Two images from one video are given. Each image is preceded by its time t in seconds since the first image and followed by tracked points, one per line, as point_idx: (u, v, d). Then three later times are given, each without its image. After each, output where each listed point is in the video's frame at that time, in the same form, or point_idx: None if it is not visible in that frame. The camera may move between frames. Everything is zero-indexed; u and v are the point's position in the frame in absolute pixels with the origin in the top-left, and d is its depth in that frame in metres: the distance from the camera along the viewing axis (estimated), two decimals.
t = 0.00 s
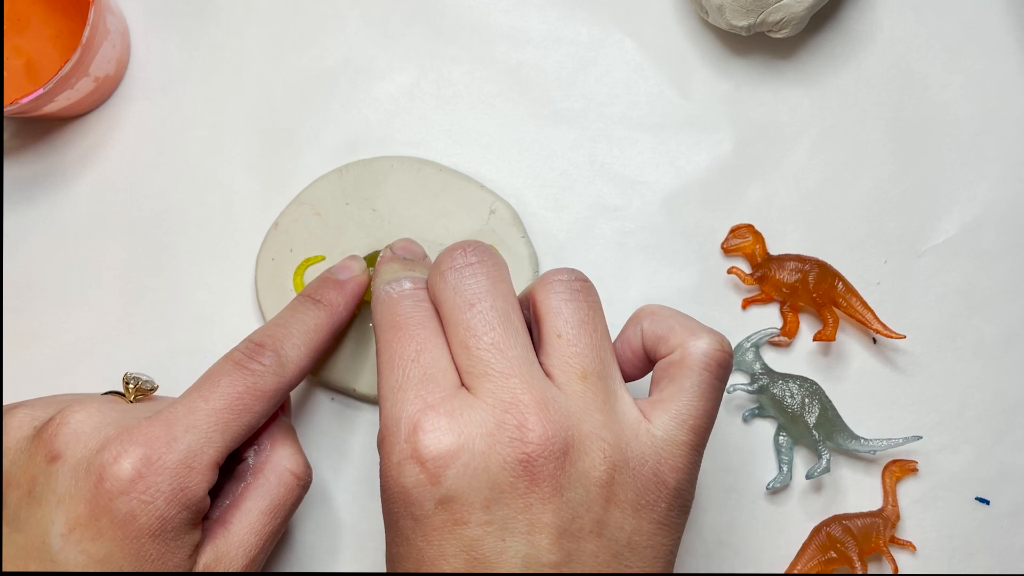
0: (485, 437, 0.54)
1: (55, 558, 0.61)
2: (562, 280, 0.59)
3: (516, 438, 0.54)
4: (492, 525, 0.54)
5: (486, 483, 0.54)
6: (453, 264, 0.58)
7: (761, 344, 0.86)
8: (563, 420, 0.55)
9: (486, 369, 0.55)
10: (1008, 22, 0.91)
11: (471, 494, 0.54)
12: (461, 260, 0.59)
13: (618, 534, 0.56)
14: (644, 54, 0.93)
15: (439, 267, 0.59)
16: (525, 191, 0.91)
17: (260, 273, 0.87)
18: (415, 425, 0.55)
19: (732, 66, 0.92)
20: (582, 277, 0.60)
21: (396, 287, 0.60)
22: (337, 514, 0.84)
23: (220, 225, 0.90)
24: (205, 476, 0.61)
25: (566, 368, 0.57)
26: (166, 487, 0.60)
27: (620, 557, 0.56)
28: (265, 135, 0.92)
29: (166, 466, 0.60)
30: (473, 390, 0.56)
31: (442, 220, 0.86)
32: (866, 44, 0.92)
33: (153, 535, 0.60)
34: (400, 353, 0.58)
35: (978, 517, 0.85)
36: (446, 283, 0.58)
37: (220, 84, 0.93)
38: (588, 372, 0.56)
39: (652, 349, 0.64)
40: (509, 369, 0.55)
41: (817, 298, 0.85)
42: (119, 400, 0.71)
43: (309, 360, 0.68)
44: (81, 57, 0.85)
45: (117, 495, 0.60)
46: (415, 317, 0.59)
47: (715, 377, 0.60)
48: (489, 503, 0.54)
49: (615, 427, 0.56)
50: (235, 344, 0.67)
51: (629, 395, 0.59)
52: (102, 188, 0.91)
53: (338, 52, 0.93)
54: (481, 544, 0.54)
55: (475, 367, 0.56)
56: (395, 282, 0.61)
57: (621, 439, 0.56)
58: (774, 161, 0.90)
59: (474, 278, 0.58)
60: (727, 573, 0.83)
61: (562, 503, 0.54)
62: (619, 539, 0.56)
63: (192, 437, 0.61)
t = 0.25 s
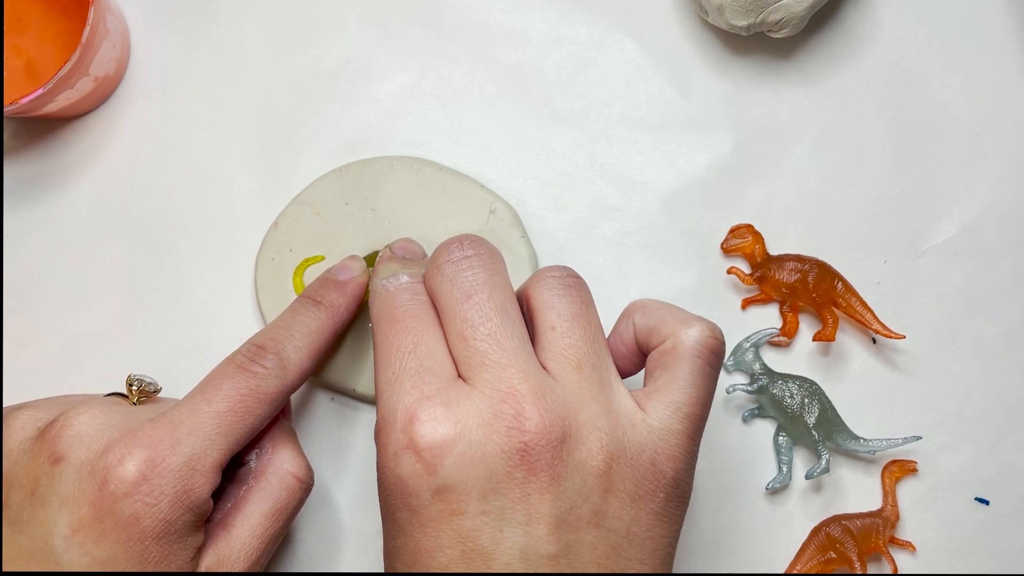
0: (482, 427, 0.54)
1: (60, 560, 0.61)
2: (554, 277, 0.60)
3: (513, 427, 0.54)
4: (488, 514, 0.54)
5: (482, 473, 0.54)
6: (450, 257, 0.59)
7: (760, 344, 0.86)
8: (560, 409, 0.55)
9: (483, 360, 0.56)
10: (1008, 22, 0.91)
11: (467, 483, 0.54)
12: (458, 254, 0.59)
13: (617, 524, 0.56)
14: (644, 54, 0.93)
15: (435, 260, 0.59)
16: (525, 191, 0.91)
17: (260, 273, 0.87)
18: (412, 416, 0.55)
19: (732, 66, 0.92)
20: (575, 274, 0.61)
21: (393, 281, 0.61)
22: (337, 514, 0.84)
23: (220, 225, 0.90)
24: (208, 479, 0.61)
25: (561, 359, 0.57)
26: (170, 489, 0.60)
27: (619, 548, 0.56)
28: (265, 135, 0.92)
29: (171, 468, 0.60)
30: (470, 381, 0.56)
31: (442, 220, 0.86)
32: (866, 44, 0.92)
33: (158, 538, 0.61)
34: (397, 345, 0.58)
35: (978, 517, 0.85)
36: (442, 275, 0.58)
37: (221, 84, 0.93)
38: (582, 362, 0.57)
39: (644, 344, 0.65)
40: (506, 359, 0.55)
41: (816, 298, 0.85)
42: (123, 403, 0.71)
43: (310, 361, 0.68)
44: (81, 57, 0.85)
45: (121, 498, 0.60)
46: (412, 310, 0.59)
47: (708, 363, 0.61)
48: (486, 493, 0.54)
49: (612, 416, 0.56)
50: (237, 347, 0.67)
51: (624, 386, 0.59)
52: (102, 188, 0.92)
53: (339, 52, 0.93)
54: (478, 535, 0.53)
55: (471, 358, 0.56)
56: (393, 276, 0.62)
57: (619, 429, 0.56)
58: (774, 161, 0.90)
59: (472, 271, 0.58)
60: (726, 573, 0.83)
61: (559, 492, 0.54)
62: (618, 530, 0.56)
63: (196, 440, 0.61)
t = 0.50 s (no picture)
0: (477, 418, 0.54)
1: (71, 564, 0.61)
2: (547, 272, 0.60)
3: (509, 418, 0.54)
4: (486, 505, 0.54)
5: (479, 464, 0.54)
6: (444, 251, 0.59)
7: (761, 344, 0.86)
8: (556, 399, 0.55)
9: (478, 351, 0.56)
10: (1007, 22, 0.91)
11: (464, 475, 0.54)
12: (452, 248, 0.59)
13: (618, 513, 0.56)
14: (644, 54, 0.93)
15: (430, 255, 0.60)
16: (525, 191, 0.91)
17: (260, 273, 0.87)
18: (407, 409, 0.55)
19: (732, 66, 0.92)
20: (565, 270, 0.61)
21: (389, 277, 0.61)
22: (338, 514, 0.84)
23: (220, 225, 0.90)
24: (219, 483, 0.61)
25: (555, 351, 0.57)
26: (181, 494, 0.60)
27: (620, 537, 0.55)
28: (265, 135, 0.92)
29: (181, 473, 0.60)
30: (465, 373, 0.56)
31: (442, 220, 0.86)
32: (866, 44, 0.92)
33: (168, 543, 0.60)
34: (392, 340, 0.58)
35: (978, 517, 0.85)
36: (437, 270, 0.59)
37: (221, 84, 0.93)
38: (576, 352, 0.57)
39: (634, 337, 0.65)
40: (501, 350, 0.55)
41: (817, 298, 0.85)
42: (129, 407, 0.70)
43: (315, 363, 0.68)
44: (81, 56, 0.85)
45: (132, 503, 0.60)
46: (407, 305, 0.59)
47: (697, 345, 0.61)
48: (483, 485, 0.54)
49: (609, 405, 0.56)
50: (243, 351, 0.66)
51: (618, 375, 0.59)
52: (102, 188, 0.91)
53: (339, 52, 0.93)
54: (476, 526, 0.53)
55: (467, 350, 0.56)
56: (389, 273, 0.62)
57: (615, 417, 0.56)
58: (774, 161, 0.90)
59: (467, 266, 0.58)
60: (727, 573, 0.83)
61: (557, 482, 0.54)
62: (619, 519, 0.56)
63: (206, 444, 0.61)
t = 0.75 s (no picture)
0: (474, 420, 0.54)
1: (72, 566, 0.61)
2: (544, 274, 0.60)
3: (505, 419, 0.54)
4: (483, 507, 0.54)
5: (475, 466, 0.54)
6: (441, 253, 0.59)
7: (760, 344, 0.86)
8: (552, 401, 0.55)
9: (474, 352, 0.56)
10: (1007, 22, 0.91)
11: (460, 477, 0.54)
12: (450, 249, 0.59)
13: (616, 514, 0.55)
14: (644, 54, 0.93)
15: (428, 257, 0.60)
16: (525, 191, 0.91)
17: (260, 273, 0.87)
18: (404, 411, 0.55)
19: (732, 66, 0.92)
20: (563, 271, 0.62)
21: (386, 278, 0.61)
22: (338, 515, 0.84)
23: (220, 225, 0.90)
24: (220, 484, 0.61)
25: (552, 352, 0.57)
26: (182, 495, 0.60)
27: (617, 538, 0.55)
28: (265, 135, 0.92)
29: (184, 475, 0.60)
30: (462, 374, 0.56)
31: (443, 220, 0.86)
32: (866, 44, 0.92)
33: (168, 544, 0.61)
34: (390, 341, 0.58)
35: (978, 517, 0.85)
36: (434, 272, 0.59)
37: (221, 84, 0.93)
38: (573, 353, 0.57)
39: (630, 339, 0.65)
40: (497, 352, 0.55)
41: (817, 298, 0.85)
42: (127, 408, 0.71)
43: (315, 365, 0.68)
44: (81, 56, 0.85)
45: (133, 504, 0.60)
46: (405, 306, 0.59)
47: (692, 344, 0.61)
48: (479, 486, 0.54)
49: (605, 406, 0.56)
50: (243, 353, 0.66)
51: (614, 375, 0.59)
52: (102, 188, 0.91)
53: (339, 52, 0.93)
54: (473, 528, 0.53)
55: (463, 351, 0.56)
56: (387, 274, 0.62)
57: (612, 418, 0.56)
58: (774, 161, 0.90)
59: (464, 267, 0.58)
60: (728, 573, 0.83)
61: (554, 483, 0.54)
62: (616, 519, 0.55)
63: (208, 446, 0.61)
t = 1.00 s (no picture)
0: (471, 427, 0.54)
1: None
2: (551, 281, 0.60)
3: (503, 427, 0.54)
4: (476, 515, 0.54)
5: (471, 472, 0.54)
6: (445, 258, 0.59)
7: (758, 344, 0.86)
8: (550, 411, 0.55)
9: (474, 360, 0.56)
10: (1006, 23, 0.91)
11: (455, 483, 0.54)
12: (454, 255, 0.59)
13: (608, 529, 0.56)
14: (642, 54, 0.93)
15: (431, 262, 0.59)
16: (523, 191, 0.91)
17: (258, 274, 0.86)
18: (401, 414, 0.55)
19: (730, 66, 0.92)
20: (574, 279, 0.62)
21: (389, 283, 0.61)
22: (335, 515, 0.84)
23: (218, 226, 0.90)
24: (113, 441, 0.63)
25: (554, 360, 0.57)
26: (74, 453, 0.62)
27: (608, 553, 0.55)
28: (262, 135, 0.92)
29: (77, 430, 0.62)
30: (461, 380, 0.56)
31: (441, 219, 0.86)
32: (864, 44, 0.92)
33: (66, 500, 0.63)
34: (390, 344, 0.58)
35: (976, 518, 0.85)
36: (437, 277, 0.58)
37: (219, 84, 0.93)
38: (575, 364, 0.57)
39: (632, 354, 0.65)
40: (499, 360, 0.55)
41: (814, 298, 0.85)
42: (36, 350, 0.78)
43: (227, 314, 0.72)
44: (79, 57, 0.85)
45: (26, 463, 0.62)
46: (407, 311, 0.59)
47: (693, 363, 0.61)
48: (473, 493, 0.54)
49: (603, 420, 0.57)
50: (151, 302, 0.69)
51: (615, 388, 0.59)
52: (100, 188, 0.92)
53: (337, 53, 0.93)
54: (465, 535, 0.53)
55: (463, 358, 0.56)
56: (389, 279, 0.62)
57: (609, 431, 0.56)
58: (772, 161, 0.90)
59: (470, 274, 0.58)
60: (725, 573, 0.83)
61: (548, 494, 0.54)
62: (608, 534, 0.56)
63: (102, 400, 0.63)
